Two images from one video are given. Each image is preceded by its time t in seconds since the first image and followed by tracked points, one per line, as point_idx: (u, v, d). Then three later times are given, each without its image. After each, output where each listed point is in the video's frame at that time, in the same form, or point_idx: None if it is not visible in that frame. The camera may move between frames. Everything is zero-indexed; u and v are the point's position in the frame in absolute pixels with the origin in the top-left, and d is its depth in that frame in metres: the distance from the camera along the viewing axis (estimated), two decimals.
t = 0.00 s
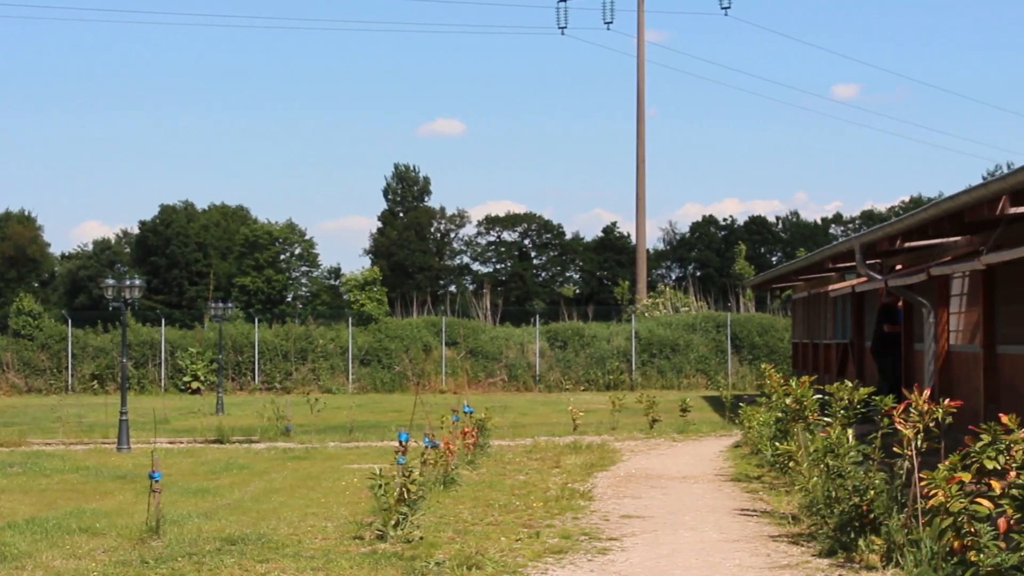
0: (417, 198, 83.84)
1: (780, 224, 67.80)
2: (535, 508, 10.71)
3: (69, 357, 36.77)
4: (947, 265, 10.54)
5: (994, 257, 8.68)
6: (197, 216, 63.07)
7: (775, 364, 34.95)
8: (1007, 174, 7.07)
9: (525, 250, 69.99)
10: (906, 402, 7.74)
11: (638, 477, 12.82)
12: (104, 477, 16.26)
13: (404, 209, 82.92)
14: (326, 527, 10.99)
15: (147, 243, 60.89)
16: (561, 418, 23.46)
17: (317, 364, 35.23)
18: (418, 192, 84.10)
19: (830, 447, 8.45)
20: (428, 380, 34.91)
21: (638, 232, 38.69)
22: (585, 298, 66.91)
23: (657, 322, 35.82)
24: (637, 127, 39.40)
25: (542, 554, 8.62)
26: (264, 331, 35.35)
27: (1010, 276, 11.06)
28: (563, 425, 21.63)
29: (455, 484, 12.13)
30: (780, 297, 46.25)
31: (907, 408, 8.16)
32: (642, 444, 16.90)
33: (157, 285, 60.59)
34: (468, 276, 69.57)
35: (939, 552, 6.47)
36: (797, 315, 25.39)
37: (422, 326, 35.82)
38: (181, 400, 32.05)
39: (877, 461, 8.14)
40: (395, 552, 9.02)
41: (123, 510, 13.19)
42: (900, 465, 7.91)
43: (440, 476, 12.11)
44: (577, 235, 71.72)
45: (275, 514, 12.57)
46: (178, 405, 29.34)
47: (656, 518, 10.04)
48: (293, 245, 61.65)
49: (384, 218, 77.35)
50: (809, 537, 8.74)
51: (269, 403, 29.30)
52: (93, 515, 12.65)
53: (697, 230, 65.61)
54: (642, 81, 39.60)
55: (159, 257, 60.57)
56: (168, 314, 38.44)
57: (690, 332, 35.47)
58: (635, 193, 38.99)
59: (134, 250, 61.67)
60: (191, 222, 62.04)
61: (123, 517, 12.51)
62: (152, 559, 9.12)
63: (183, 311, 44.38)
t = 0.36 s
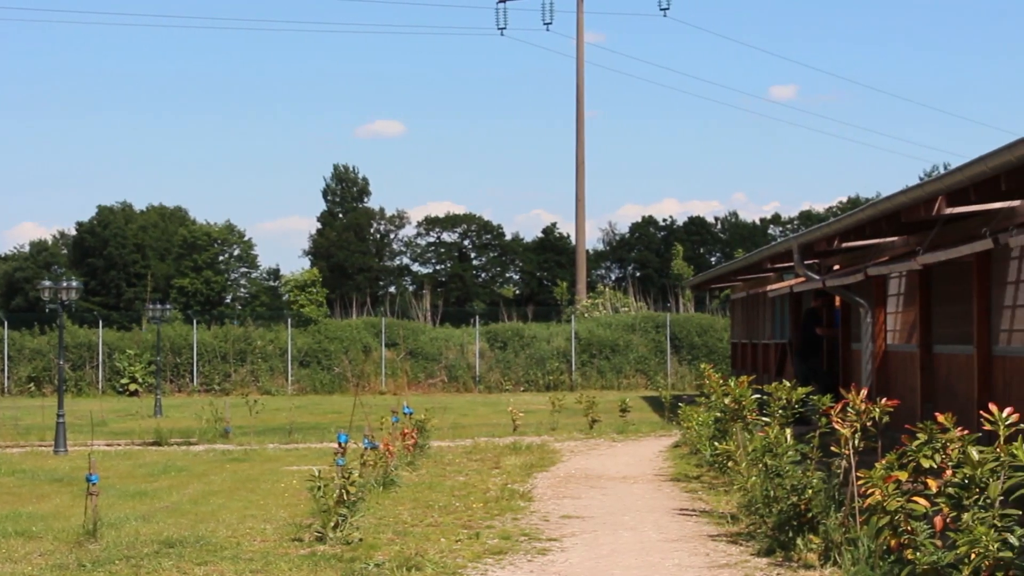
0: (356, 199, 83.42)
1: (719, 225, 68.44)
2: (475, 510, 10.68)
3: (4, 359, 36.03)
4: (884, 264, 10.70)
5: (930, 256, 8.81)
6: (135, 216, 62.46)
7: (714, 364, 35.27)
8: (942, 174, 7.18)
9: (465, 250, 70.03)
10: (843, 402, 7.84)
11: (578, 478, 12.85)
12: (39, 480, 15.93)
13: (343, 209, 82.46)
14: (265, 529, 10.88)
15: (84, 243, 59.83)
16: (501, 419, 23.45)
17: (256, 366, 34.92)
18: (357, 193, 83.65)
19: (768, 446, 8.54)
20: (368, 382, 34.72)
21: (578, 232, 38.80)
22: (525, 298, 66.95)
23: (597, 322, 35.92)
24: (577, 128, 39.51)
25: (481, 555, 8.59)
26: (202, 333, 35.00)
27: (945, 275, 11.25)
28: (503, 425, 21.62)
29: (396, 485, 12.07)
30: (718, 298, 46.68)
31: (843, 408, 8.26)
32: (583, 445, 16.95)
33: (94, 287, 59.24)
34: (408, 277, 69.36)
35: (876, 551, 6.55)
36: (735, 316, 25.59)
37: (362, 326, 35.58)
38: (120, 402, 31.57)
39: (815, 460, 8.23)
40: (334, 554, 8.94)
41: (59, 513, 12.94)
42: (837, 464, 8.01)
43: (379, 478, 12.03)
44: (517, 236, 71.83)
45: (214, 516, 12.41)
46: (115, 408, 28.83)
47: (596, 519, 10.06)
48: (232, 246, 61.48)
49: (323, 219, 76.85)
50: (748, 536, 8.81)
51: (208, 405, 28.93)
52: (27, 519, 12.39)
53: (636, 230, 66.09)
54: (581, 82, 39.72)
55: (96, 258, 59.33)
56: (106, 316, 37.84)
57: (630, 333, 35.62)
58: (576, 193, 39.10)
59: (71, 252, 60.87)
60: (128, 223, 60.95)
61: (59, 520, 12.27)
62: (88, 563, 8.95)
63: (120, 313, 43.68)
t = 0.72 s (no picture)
0: (300, 201, 82.92)
1: (664, 226, 68.95)
2: (420, 511, 10.64)
3: None
4: (828, 264, 10.81)
5: (873, 257, 8.92)
6: (78, 219, 61.78)
7: (659, 364, 35.52)
8: (885, 175, 7.27)
9: (410, 251, 69.89)
10: (786, 402, 7.91)
11: (523, 479, 12.84)
12: None
13: (287, 211, 81.90)
14: (210, 532, 10.75)
15: (26, 246, 59.10)
16: (446, 420, 23.41)
17: (201, 368, 34.57)
18: (301, 195, 83.17)
19: (714, 446, 8.61)
20: (313, 383, 34.49)
21: (524, 233, 38.86)
22: (470, 300, 66.88)
23: (542, 323, 35.92)
24: (522, 129, 39.57)
25: (427, 556, 8.56)
26: (146, 335, 34.60)
27: (887, 276, 11.40)
28: (449, 427, 21.58)
29: (341, 487, 11.98)
30: (662, 299, 47.00)
31: (787, 407, 8.33)
32: (528, 446, 16.96)
33: (37, 290, 58.47)
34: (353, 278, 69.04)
35: (820, 550, 6.60)
36: (679, 316, 25.71)
37: (306, 328, 35.33)
38: (62, 406, 31.08)
39: (759, 460, 8.30)
40: (279, 556, 8.86)
41: (1, 518, 12.68)
42: (782, 463, 8.07)
43: (324, 480, 11.94)
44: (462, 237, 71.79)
45: (158, 519, 12.24)
46: (58, 411, 28.31)
47: (541, 519, 10.07)
48: (176, 248, 60.84)
49: (267, 221, 76.26)
50: (693, 536, 8.86)
51: (152, 407, 28.52)
52: None
53: (581, 232, 66.34)
54: (526, 83, 39.81)
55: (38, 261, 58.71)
56: (47, 318, 37.24)
57: (575, 334, 35.68)
58: (521, 194, 39.16)
59: (13, 254, 59.92)
60: (71, 225, 60.40)
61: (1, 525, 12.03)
62: (30, 567, 8.77)
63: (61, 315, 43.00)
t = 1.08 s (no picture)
0: (246, 202, 82.20)
1: (610, 226, 69.23)
2: (367, 513, 10.58)
3: None
4: (772, 264, 10.92)
5: (817, 256, 9.02)
6: (21, 220, 60.90)
7: (604, 365, 35.67)
8: (829, 175, 7.35)
9: (356, 253, 69.55)
10: (732, 401, 7.96)
11: (470, 480, 12.82)
12: None
13: (232, 212, 81.19)
14: (154, 535, 10.60)
15: None
16: (393, 421, 23.33)
17: (146, 371, 34.13)
18: (247, 196, 82.50)
19: (659, 446, 8.63)
20: (259, 386, 34.20)
21: (469, 233, 38.80)
22: (416, 301, 66.71)
23: (488, 324, 35.84)
24: (467, 130, 39.52)
25: (374, 558, 8.51)
26: (91, 338, 34.12)
27: (831, 275, 11.54)
28: (395, 427, 21.50)
29: (286, 489, 11.88)
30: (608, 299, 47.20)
31: (734, 407, 8.39)
32: (475, 447, 16.93)
33: None
34: (298, 279, 68.51)
35: (766, 549, 6.65)
36: (626, 316, 25.78)
37: (252, 330, 35.01)
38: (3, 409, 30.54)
39: (705, 459, 8.34)
40: (225, 559, 8.76)
41: None
42: (728, 463, 8.12)
43: (270, 481, 11.83)
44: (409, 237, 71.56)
45: (102, 522, 12.06)
46: None
47: (488, 520, 10.06)
48: (119, 250, 60.81)
49: (212, 221, 75.55)
50: (639, 536, 8.90)
51: (96, 411, 28.09)
52: None
53: (527, 232, 66.41)
54: (472, 83, 39.74)
55: None
56: None
57: (521, 334, 35.63)
58: (466, 195, 39.08)
59: None
60: (14, 227, 59.53)
61: None
62: None
63: None
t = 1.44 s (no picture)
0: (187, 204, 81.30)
1: (552, 226, 69.42)
2: (309, 514, 10.49)
3: None
4: (714, 263, 11.00)
5: (758, 256, 9.11)
6: None
7: (547, 365, 35.76)
8: (770, 175, 7.41)
9: (298, 254, 68.96)
10: (674, 401, 8.00)
11: (413, 481, 12.76)
12: None
13: (172, 213, 80.22)
14: (94, 538, 10.43)
15: None
16: (335, 423, 23.16)
17: (86, 374, 33.58)
18: (188, 198, 81.61)
19: (601, 446, 8.65)
20: (201, 388, 33.80)
21: (412, 234, 38.67)
22: (358, 302, 66.55)
23: (430, 325, 35.76)
24: (409, 130, 39.38)
25: (316, 560, 8.44)
26: (30, 340, 33.54)
27: (772, 275, 11.66)
28: (338, 429, 21.35)
29: (228, 492, 11.75)
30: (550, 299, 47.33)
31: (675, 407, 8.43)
32: (418, 448, 16.86)
33: None
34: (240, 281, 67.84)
35: (707, 548, 6.70)
36: (568, 316, 25.84)
37: (193, 332, 34.59)
38: None
39: (646, 460, 8.37)
40: (166, 562, 8.63)
41: None
42: (670, 463, 8.16)
43: (211, 484, 11.69)
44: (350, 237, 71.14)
45: (40, 526, 11.83)
46: None
47: (431, 521, 10.03)
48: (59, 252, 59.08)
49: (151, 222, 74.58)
50: (582, 536, 8.92)
51: (36, 414, 27.60)
52: None
53: (470, 232, 66.35)
54: (413, 84, 39.63)
55: None
56: None
57: (463, 335, 35.57)
58: (408, 195, 38.95)
59: None
60: None
61: None
62: None
63: None
